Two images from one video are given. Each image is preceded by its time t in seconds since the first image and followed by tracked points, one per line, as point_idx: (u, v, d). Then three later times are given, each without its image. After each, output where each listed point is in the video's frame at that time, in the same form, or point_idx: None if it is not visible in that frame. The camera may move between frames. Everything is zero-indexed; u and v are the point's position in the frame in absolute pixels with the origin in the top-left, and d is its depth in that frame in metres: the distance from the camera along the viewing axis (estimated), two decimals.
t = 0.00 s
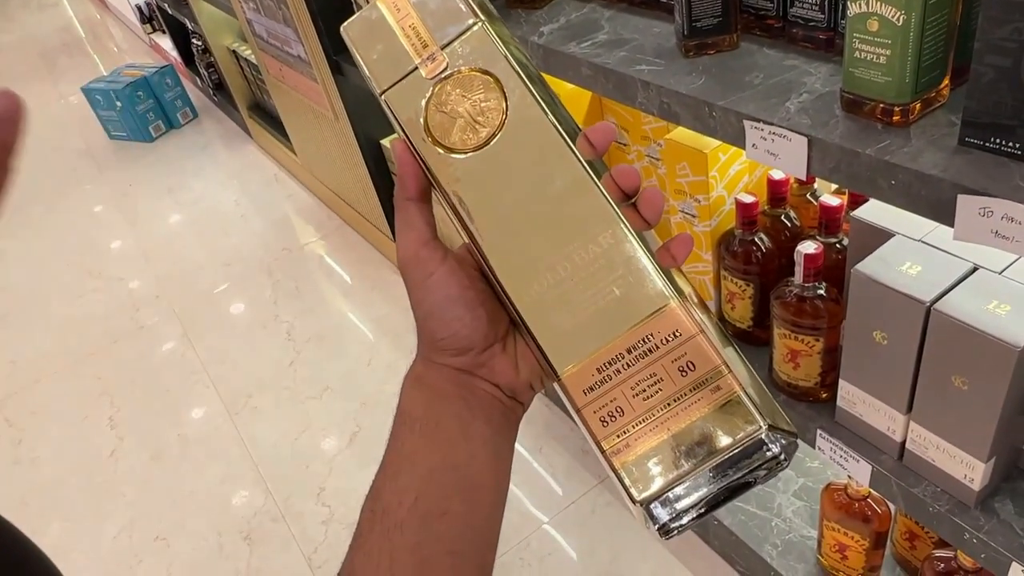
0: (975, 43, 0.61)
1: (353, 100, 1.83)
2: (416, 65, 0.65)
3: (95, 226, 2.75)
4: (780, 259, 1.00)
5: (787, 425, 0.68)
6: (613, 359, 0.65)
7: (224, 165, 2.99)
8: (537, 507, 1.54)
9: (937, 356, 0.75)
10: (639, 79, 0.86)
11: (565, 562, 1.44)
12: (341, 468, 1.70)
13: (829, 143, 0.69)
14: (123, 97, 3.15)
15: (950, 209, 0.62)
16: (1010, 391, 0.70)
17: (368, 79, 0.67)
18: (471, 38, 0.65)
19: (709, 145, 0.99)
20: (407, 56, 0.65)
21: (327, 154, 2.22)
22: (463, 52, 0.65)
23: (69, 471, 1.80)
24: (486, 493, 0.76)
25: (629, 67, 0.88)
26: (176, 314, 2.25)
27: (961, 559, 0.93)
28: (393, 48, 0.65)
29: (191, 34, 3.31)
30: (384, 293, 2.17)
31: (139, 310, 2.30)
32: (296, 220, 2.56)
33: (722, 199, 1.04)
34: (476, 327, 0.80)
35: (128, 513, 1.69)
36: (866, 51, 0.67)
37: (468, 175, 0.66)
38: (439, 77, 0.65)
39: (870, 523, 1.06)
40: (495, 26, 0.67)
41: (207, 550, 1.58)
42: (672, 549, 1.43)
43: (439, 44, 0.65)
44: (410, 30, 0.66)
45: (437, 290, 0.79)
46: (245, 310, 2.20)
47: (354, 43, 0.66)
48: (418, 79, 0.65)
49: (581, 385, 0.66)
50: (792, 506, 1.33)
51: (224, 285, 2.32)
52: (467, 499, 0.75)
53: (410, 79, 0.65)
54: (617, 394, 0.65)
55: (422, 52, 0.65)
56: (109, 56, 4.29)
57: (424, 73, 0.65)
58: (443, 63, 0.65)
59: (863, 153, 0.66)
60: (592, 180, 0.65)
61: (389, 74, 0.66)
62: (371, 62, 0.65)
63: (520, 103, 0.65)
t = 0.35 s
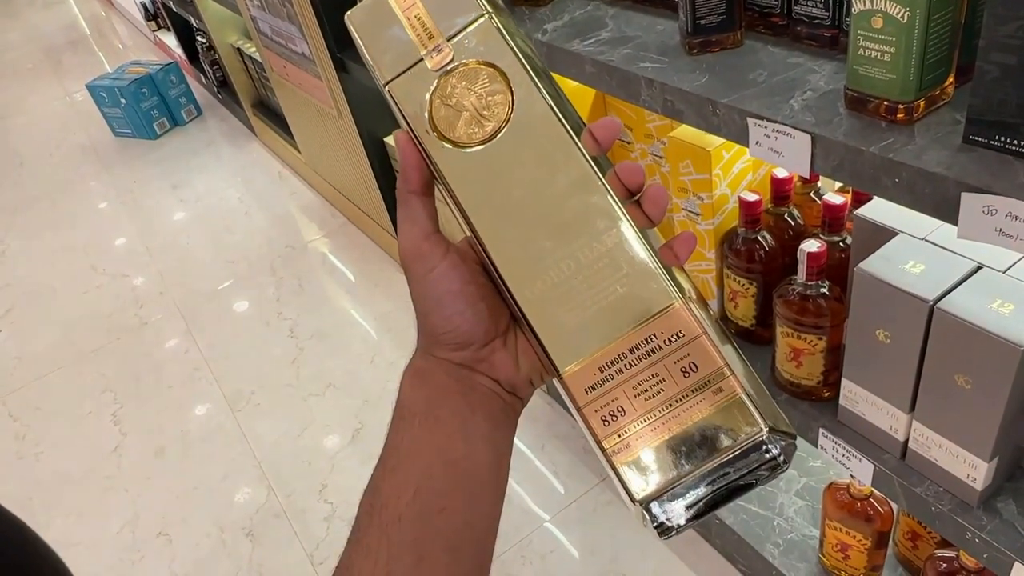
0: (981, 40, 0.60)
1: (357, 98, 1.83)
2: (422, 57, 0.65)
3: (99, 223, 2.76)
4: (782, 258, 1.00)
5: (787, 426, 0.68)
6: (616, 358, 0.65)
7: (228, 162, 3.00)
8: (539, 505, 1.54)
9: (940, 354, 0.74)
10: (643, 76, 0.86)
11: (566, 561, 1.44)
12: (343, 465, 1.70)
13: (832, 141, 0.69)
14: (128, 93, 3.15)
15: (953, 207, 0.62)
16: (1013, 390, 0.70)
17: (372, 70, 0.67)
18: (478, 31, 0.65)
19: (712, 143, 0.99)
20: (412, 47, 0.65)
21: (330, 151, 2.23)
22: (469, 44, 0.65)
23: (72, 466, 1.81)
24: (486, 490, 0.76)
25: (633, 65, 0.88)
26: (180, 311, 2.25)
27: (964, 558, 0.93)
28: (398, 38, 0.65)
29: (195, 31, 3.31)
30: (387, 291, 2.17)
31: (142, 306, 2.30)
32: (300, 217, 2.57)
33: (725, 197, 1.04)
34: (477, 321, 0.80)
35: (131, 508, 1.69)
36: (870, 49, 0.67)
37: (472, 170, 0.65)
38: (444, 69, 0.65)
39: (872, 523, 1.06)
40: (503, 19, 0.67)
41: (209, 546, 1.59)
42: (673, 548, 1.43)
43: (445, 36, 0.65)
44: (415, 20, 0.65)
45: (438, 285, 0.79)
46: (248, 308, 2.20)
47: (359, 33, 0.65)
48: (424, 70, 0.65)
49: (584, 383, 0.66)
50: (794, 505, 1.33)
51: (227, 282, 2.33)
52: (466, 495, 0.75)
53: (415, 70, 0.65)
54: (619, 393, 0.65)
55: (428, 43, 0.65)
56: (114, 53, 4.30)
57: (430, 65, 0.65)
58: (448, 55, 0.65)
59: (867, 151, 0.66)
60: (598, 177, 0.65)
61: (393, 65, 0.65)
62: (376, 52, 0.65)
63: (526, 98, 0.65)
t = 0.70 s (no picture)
0: (982, 38, 0.60)
1: (359, 96, 1.84)
2: (425, 46, 0.64)
3: (102, 220, 2.76)
4: (784, 257, 1.00)
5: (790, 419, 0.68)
6: (619, 350, 0.65)
7: (230, 160, 3.00)
8: (539, 504, 1.54)
9: (941, 352, 0.74)
10: (644, 74, 0.86)
11: (566, 559, 1.44)
12: (345, 462, 1.70)
13: (833, 139, 0.69)
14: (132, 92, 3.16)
15: (955, 205, 0.62)
16: (1013, 388, 0.70)
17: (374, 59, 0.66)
18: (483, 20, 0.64)
19: (714, 141, 0.99)
20: (416, 35, 0.64)
21: (333, 148, 2.23)
22: (473, 33, 0.64)
23: (75, 462, 1.82)
24: (487, 481, 0.76)
25: (635, 63, 0.88)
26: (182, 308, 2.26)
27: (964, 558, 0.93)
28: (401, 25, 0.64)
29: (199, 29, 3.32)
30: (389, 289, 2.17)
31: (145, 304, 2.31)
32: (302, 215, 2.57)
33: (727, 196, 1.04)
34: (479, 311, 0.80)
35: (132, 505, 1.70)
36: (872, 47, 0.67)
37: (475, 160, 0.65)
38: (447, 58, 0.64)
39: (873, 522, 1.06)
40: (507, 8, 0.66)
41: (211, 542, 1.59)
42: (674, 547, 1.43)
43: (449, 24, 0.64)
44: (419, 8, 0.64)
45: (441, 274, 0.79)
46: (250, 306, 2.20)
47: (361, 21, 0.64)
48: (427, 59, 0.64)
49: (587, 375, 0.66)
50: (794, 504, 1.33)
51: (229, 280, 2.33)
52: (467, 484, 0.75)
53: (419, 58, 0.64)
54: (621, 385, 0.65)
55: (432, 32, 0.64)
56: (117, 51, 4.31)
57: (433, 53, 0.64)
58: (452, 44, 0.64)
59: (868, 149, 0.66)
60: (602, 169, 0.65)
61: (396, 54, 0.64)
62: (378, 40, 0.64)
63: (530, 89, 0.65)
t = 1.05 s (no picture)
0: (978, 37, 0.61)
1: (359, 94, 1.84)
2: (434, 35, 0.64)
3: (102, 218, 2.77)
4: (781, 255, 1.00)
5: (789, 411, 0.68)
6: (623, 341, 0.66)
7: (230, 158, 3.00)
8: (538, 502, 1.54)
9: (937, 350, 0.75)
10: (643, 73, 0.86)
11: (564, 557, 1.44)
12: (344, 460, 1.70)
13: (830, 137, 0.69)
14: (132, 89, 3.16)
15: (951, 204, 0.62)
16: (1008, 386, 0.70)
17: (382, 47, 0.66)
18: (492, 11, 0.64)
19: (712, 140, 1.00)
20: (425, 25, 0.64)
21: (333, 146, 2.23)
22: (483, 23, 0.64)
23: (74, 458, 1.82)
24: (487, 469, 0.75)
25: (634, 61, 0.89)
26: (182, 306, 2.26)
27: (960, 555, 0.93)
28: (411, 15, 0.64)
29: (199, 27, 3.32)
30: (389, 287, 2.18)
31: (144, 301, 2.31)
32: (302, 213, 2.58)
33: (725, 194, 1.05)
34: (483, 302, 0.81)
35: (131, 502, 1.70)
36: (869, 45, 0.67)
37: (482, 150, 0.65)
38: (456, 47, 0.64)
39: (870, 520, 1.06)
40: None
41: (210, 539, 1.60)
42: (672, 545, 1.43)
43: (458, 15, 0.64)
44: None
45: (445, 263, 0.79)
46: (249, 304, 2.21)
47: (371, 10, 0.64)
48: (436, 49, 0.64)
49: (591, 365, 0.66)
50: (792, 502, 1.33)
51: (229, 277, 2.34)
52: (469, 471, 0.74)
53: (428, 48, 0.64)
54: (625, 376, 0.66)
55: (441, 22, 0.64)
56: (118, 48, 4.32)
57: (442, 43, 0.64)
58: (461, 34, 0.64)
59: (864, 147, 0.66)
60: (608, 161, 0.65)
61: (405, 43, 0.64)
62: (387, 28, 0.64)
63: (539, 80, 0.65)
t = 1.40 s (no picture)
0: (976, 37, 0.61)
1: (358, 93, 1.84)
2: (437, 30, 0.64)
3: (99, 217, 2.76)
4: (779, 255, 1.00)
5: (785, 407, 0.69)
6: (625, 336, 0.65)
7: (229, 157, 3.00)
8: (535, 502, 1.54)
9: (936, 350, 0.75)
10: (642, 72, 0.86)
11: (561, 557, 1.44)
12: (341, 459, 1.70)
13: (829, 136, 0.69)
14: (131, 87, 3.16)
15: (948, 204, 0.62)
16: (1006, 385, 0.70)
17: (384, 42, 0.66)
18: (494, 7, 0.64)
19: (711, 139, 1.00)
20: (428, 21, 0.64)
21: (332, 145, 2.23)
22: (485, 19, 0.64)
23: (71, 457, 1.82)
24: (486, 466, 0.76)
25: (633, 60, 0.89)
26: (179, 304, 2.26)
27: (956, 555, 0.93)
28: (414, 10, 0.64)
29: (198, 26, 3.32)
30: (387, 286, 2.18)
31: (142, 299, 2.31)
32: (300, 212, 2.57)
33: (723, 194, 1.05)
34: (485, 297, 0.82)
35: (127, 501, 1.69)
36: (868, 45, 0.67)
37: (485, 145, 0.65)
38: (458, 42, 0.64)
39: (866, 521, 1.06)
40: None
41: (206, 536, 1.59)
42: (669, 545, 1.43)
43: (461, 9, 0.64)
44: None
45: (447, 258, 0.80)
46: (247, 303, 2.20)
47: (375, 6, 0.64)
48: (438, 44, 0.64)
49: (593, 359, 0.66)
50: (788, 502, 1.33)
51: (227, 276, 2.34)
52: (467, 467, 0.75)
53: (431, 42, 0.64)
54: (627, 370, 0.65)
55: (444, 17, 0.64)
56: (116, 47, 4.31)
57: (444, 38, 0.64)
58: (463, 29, 0.64)
59: (863, 147, 0.66)
60: (610, 156, 0.65)
61: (408, 37, 0.64)
62: (390, 24, 0.64)
63: (541, 75, 0.65)
